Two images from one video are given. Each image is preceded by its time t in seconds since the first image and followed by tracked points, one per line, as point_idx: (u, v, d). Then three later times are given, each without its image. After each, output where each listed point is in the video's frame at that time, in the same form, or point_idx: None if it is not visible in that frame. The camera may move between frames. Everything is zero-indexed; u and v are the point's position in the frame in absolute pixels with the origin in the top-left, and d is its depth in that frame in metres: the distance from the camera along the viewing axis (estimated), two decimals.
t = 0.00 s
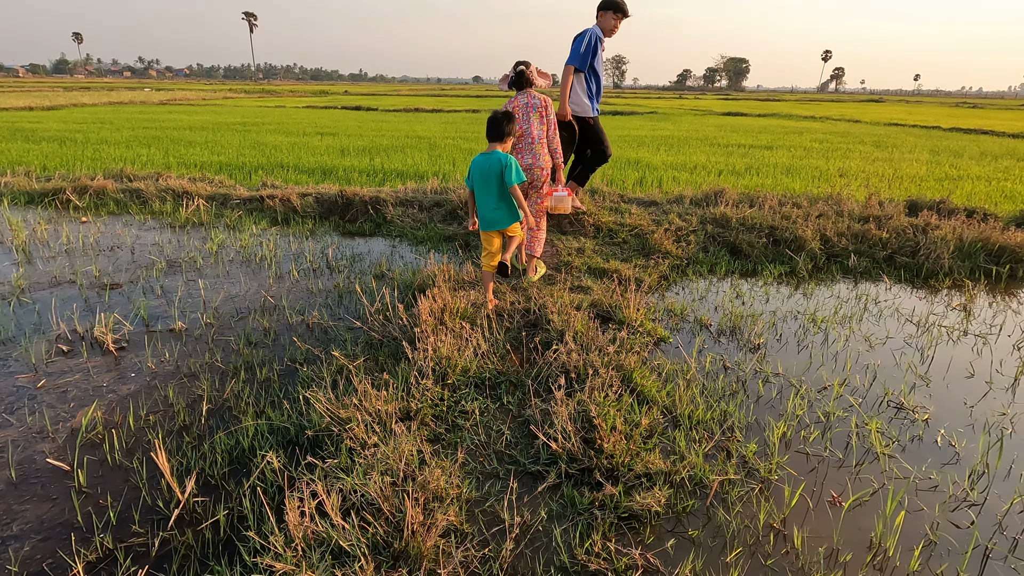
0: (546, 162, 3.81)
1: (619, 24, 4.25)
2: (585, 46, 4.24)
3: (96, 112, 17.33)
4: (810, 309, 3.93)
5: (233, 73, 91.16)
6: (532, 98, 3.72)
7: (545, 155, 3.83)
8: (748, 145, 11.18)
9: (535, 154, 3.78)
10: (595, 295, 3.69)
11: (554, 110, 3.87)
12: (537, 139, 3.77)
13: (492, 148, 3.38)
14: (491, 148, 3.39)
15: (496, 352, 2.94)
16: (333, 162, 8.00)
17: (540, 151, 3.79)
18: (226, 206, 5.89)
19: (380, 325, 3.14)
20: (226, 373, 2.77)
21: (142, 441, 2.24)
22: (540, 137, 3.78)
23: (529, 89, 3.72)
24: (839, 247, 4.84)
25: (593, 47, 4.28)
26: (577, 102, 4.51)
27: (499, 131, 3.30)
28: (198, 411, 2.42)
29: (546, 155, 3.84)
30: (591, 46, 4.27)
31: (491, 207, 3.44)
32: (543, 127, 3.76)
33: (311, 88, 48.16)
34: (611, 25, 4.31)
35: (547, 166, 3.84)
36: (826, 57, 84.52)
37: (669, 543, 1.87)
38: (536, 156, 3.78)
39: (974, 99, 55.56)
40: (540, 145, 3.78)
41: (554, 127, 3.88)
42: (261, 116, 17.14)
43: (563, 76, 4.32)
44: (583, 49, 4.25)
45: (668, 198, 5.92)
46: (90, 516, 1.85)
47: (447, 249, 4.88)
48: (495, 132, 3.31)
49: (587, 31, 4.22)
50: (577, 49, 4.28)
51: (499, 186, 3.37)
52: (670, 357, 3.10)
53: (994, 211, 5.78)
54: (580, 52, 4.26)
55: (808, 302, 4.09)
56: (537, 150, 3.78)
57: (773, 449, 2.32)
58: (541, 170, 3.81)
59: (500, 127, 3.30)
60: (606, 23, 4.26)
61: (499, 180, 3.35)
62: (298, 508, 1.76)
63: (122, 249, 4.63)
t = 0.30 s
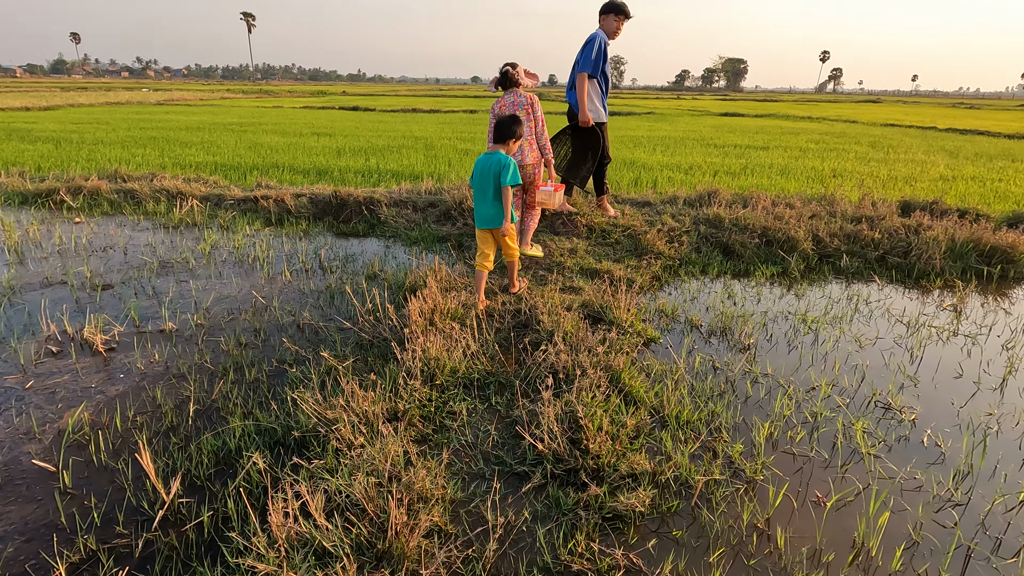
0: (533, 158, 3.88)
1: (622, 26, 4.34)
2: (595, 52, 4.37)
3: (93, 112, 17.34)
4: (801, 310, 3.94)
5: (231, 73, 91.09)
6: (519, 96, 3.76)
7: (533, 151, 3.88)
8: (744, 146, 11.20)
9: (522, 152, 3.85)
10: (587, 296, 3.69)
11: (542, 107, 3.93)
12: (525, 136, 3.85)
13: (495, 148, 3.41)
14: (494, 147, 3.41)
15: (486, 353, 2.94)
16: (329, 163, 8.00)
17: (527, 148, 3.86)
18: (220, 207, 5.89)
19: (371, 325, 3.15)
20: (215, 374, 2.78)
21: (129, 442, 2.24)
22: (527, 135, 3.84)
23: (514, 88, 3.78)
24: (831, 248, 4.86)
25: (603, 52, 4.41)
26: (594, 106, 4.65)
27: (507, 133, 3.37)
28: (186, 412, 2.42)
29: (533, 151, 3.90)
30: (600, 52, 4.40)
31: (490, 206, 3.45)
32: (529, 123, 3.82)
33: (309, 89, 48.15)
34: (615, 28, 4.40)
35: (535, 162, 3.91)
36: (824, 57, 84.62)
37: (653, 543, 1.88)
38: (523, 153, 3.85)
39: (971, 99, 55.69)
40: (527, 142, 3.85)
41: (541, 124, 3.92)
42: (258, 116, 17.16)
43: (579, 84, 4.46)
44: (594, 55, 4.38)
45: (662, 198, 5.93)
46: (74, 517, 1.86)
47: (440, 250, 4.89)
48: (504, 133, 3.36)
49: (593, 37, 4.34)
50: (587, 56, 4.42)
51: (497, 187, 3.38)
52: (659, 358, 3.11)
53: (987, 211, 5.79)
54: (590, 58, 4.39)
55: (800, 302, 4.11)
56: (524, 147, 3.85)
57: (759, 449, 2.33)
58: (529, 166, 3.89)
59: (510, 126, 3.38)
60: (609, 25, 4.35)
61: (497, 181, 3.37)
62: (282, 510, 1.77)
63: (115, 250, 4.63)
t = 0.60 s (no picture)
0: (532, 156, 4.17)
1: (639, 35, 4.51)
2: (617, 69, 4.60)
3: (92, 114, 17.34)
4: (797, 312, 3.95)
5: (231, 73, 91.28)
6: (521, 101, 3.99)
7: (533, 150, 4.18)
8: (743, 148, 11.21)
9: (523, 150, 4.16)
10: (583, 298, 3.69)
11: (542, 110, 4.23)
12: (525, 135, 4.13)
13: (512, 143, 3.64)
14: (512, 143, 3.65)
15: (481, 356, 2.94)
16: (327, 165, 8.00)
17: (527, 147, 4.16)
18: (218, 209, 5.89)
19: (367, 328, 3.15)
20: (210, 376, 2.78)
21: (123, 445, 2.24)
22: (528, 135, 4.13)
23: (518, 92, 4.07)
24: (828, 250, 4.86)
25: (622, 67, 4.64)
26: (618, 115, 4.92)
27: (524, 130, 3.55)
28: (181, 415, 2.43)
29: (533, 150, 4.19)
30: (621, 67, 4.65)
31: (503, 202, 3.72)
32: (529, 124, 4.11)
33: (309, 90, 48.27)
34: (632, 39, 4.55)
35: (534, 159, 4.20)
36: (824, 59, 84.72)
37: (646, 546, 1.88)
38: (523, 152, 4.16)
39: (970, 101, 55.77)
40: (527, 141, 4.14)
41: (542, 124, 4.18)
42: (257, 117, 17.16)
43: (606, 101, 4.71)
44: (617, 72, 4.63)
45: (660, 201, 5.93)
46: (67, 520, 1.86)
47: (437, 252, 4.90)
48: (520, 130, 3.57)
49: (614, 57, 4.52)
50: (610, 74, 4.65)
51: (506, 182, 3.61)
52: (655, 361, 3.11)
53: (984, 214, 5.80)
54: (613, 75, 4.63)
55: (796, 305, 4.11)
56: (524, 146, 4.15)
57: (754, 453, 2.33)
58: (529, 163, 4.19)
59: (526, 126, 3.57)
60: (627, 38, 4.51)
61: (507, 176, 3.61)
62: (275, 513, 1.77)
63: (113, 252, 4.64)
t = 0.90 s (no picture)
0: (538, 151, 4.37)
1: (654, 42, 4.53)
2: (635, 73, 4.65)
3: (91, 115, 17.35)
4: (794, 317, 3.94)
5: (231, 74, 91.37)
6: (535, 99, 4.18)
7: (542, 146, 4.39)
8: (741, 150, 11.22)
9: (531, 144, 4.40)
10: (579, 303, 3.69)
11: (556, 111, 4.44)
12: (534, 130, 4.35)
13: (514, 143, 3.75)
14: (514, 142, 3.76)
15: (476, 362, 2.94)
16: (325, 167, 8.01)
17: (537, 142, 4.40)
18: (215, 212, 5.88)
19: (362, 333, 3.15)
20: (204, 382, 2.77)
21: (115, 452, 2.24)
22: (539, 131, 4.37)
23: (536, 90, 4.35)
24: (825, 254, 4.86)
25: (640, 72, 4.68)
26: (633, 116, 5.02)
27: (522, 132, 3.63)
28: (173, 421, 2.42)
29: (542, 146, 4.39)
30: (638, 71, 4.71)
31: (501, 199, 3.77)
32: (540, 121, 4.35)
33: (309, 91, 48.29)
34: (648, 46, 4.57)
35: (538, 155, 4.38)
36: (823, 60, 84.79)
37: (637, 555, 1.88)
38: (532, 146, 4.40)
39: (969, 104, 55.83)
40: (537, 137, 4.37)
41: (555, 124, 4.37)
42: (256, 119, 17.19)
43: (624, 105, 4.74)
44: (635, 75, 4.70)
45: (657, 204, 5.93)
46: (57, 529, 1.85)
47: (434, 256, 4.89)
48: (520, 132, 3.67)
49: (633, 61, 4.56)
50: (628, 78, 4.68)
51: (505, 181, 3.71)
52: (650, 367, 3.11)
53: (981, 218, 5.80)
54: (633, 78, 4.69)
55: (793, 310, 4.11)
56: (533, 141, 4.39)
57: (747, 461, 2.33)
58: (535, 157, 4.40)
59: (524, 125, 3.65)
60: (643, 44, 4.54)
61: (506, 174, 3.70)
62: (266, 523, 1.76)
63: (109, 255, 4.63)
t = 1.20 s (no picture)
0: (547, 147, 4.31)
1: (670, 45, 4.50)
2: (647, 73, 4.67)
3: (90, 115, 17.34)
4: (793, 322, 3.93)
5: (230, 74, 91.42)
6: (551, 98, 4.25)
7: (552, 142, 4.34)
8: (741, 152, 11.21)
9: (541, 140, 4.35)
10: (577, 307, 3.68)
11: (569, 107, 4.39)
12: (545, 127, 4.32)
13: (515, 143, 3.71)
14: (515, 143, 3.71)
15: (473, 367, 2.92)
16: (324, 169, 7.99)
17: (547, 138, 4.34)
18: (213, 214, 5.86)
19: (359, 338, 3.13)
20: (199, 389, 2.75)
21: (108, 460, 2.21)
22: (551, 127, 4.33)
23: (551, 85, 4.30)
24: (824, 258, 4.85)
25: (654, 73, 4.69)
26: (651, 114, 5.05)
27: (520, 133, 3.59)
28: (168, 428, 2.40)
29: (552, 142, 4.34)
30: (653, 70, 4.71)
31: (504, 203, 3.80)
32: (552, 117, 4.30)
33: (308, 91, 48.33)
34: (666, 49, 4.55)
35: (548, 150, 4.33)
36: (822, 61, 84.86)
37: (635, 566, 1.86)
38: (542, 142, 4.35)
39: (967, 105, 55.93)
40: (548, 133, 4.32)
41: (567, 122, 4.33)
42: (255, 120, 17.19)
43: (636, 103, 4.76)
44: (649, 75, 4.70)
45: (656, 207, 5.92)
46: (48, 539, 1.83)
47: (432, 259, 4.88)
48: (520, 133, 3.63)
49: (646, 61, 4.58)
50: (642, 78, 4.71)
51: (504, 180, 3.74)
52: (649, 373, 3.09)
53: (980, 221, 5.80)
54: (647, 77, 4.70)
55: (792, 314, 4.10)
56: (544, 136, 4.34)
57: (746, 469, 2.31)
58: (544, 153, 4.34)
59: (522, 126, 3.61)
60: (661, 47, 4.52)
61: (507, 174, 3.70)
62: (259, 534, 1.74)
63: (105, 258, 4.61)
